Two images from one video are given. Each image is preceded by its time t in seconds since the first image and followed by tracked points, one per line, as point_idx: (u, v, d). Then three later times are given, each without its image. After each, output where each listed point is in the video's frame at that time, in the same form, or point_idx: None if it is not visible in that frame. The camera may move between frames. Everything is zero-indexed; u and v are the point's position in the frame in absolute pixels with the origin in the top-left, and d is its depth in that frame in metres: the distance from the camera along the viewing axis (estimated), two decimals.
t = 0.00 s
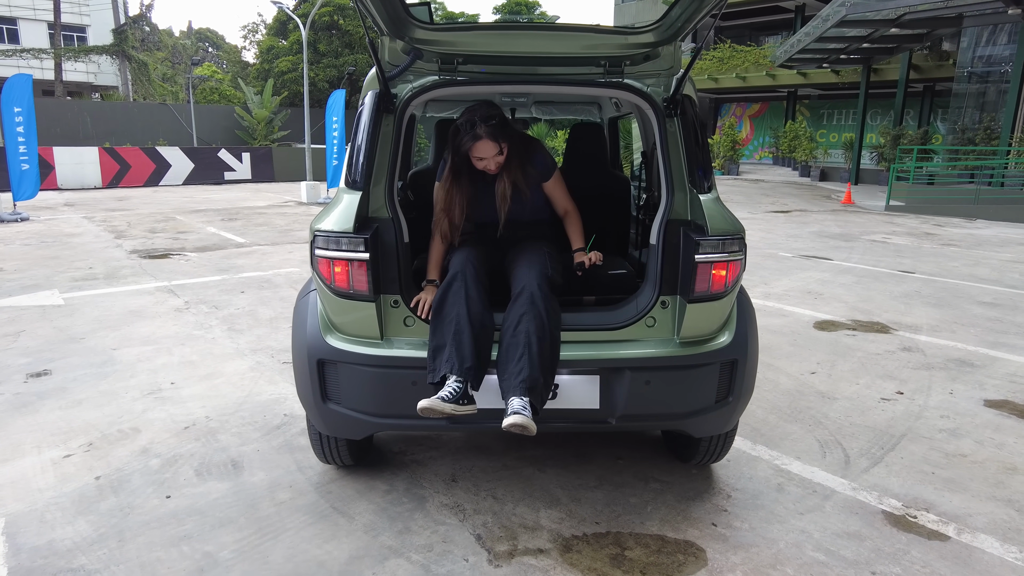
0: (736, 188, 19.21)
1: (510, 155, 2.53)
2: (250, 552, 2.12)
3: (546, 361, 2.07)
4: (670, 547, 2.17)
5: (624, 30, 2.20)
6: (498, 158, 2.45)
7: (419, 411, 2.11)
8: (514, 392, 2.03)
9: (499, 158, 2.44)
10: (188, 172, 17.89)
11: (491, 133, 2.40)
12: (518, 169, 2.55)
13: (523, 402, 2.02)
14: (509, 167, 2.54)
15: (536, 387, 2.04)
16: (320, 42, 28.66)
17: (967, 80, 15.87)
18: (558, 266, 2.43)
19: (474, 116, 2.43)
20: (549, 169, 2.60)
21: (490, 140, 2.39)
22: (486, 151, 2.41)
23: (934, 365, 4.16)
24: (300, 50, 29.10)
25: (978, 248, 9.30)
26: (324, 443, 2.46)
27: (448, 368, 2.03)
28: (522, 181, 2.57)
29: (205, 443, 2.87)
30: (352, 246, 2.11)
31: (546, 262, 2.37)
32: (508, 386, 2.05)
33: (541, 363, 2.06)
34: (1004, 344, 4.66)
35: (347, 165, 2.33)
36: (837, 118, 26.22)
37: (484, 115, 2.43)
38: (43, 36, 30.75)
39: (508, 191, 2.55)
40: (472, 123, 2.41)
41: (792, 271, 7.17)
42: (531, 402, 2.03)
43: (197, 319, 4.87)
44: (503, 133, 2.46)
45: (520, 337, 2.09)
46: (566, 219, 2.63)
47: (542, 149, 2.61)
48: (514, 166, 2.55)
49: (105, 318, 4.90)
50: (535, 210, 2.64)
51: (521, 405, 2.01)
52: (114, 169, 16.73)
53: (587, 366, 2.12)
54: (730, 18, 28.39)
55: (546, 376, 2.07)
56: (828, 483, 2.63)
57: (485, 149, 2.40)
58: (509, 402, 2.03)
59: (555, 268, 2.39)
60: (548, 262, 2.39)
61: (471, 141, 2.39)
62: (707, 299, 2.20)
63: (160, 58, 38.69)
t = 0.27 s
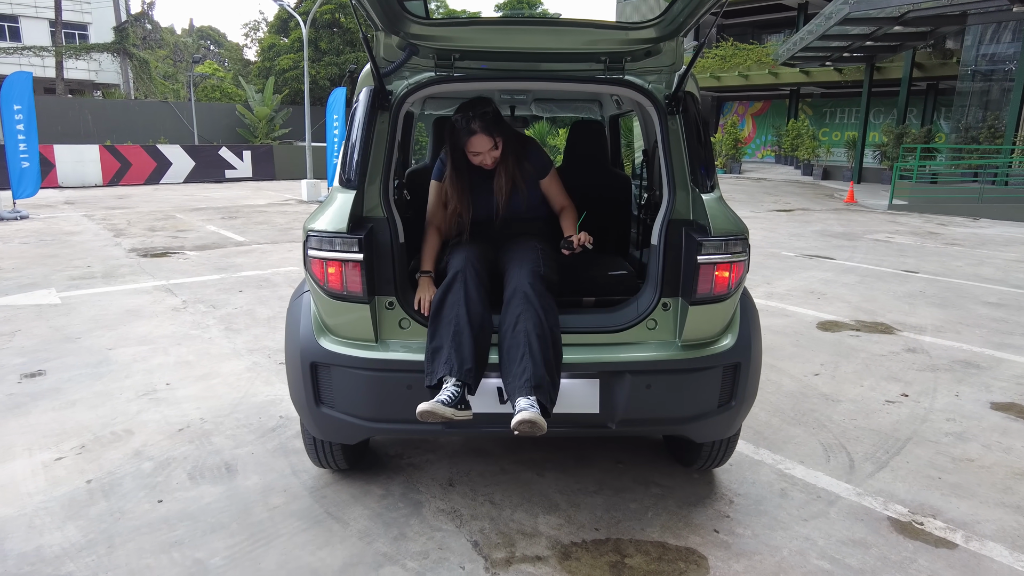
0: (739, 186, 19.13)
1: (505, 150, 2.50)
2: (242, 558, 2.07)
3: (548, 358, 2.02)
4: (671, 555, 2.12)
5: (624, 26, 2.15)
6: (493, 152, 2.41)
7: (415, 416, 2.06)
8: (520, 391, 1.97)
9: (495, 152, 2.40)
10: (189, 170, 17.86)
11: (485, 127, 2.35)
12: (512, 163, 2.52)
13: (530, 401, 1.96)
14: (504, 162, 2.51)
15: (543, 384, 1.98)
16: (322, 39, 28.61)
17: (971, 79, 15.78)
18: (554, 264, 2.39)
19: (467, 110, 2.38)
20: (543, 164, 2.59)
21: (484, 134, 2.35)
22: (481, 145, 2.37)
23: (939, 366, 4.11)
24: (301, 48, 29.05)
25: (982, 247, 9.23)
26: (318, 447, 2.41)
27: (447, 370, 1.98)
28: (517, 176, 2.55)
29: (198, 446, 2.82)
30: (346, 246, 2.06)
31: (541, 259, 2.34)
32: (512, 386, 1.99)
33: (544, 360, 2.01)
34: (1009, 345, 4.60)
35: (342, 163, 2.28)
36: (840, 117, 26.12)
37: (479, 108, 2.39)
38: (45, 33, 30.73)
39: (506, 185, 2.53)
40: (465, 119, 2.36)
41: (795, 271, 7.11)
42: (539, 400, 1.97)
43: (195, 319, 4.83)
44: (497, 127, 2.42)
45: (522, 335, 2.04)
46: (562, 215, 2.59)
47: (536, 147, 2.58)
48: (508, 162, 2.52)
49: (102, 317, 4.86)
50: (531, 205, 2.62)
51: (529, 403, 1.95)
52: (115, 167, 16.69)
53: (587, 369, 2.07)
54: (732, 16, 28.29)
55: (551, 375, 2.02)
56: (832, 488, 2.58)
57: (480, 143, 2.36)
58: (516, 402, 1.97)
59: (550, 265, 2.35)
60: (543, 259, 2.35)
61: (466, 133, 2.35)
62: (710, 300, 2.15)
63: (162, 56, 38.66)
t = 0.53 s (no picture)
0: (741, 186, 19.06)
1: (503, 144, 2.44)
2: (236, 571, 2.01)
3: (549, 365, 1.96)
4: (679, 568, 2.06)
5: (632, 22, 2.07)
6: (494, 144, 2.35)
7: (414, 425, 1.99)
8: (521, 399, 1.90)
9: (494, 145, 2.34)
10: (190, 168, 17.81)
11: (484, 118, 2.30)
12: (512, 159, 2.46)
13: (532, 410, 1.89)
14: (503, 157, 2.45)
15: (543, 392, 1.92)
16: (323, 38, 28.57)
17: (975, 77, 15.62)
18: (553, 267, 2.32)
19: (467, 101, 2.33)
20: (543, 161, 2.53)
21: (483, 125, 2.30)
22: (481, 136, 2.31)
23: (950, 370, 4.03)
24: (302, 46, 29.00)
25: (988, 247, 9.14)
26: (315, 455, 2.34)
27: (446, 378, 1.91)
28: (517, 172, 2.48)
29: (193, 453, 2.76)
30: (343, 249, 1.99)
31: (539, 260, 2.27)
32: (514, 393, 1.93)
33: (545, 367, 1.95)
34: (1020, 348, 4.53)
35: (339, 162, 2.21)
36: (843, 116, 26.02)
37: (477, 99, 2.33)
38: (46, 31, 30.71)
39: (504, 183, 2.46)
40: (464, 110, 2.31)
41: (800, 271, 7.04)
42: (540, 408, 1.90)
43: (193, 320, 4.77)
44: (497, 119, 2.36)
45: (522, 340, 1.98)
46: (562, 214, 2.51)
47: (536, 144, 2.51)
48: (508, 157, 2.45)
49: (99, 318, 4.80)
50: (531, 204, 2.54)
51: (530, 413, 1.88)
52: (116, 165, 16.65)
53: (593, 377, 2.00)
54: (735, 15, 28.20)
55: (553, 382, 1.95)
56: (844, 498, 2.51)
57: (480, 135, 2.30)
58: (518, 411, 1.90)
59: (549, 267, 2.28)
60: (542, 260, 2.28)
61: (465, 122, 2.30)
62: (719, 306, 2.08)
63: (164, 54, 38.64)
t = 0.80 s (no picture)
0: (744, 185, 18.97)
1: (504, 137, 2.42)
2: None
3: (547, 365, 1.91)
4: None
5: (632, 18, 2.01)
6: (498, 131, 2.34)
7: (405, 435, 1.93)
8: (521, 401, 1.84)
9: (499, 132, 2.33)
10: (191, 168, 17.77)
11: (493, 104, 2.31)
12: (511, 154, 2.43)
13: (532, 414, 1.83)
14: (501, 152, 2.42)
15: (543, 392, 1.86)
16: (325, 37, 28.53)
17: (979, 77, 15.49)
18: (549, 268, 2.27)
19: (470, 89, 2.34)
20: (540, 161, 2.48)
21: (491, 109, 2.31)
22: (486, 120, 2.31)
23: (956, 375, 3.96)
24: (304, 45, 28.97)
25: (993, 248, 9.05)
26: (305, 464, 2.28)
27: (440, 386, 1.84)
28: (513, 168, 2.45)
29: (182, 460, 2.70)
30: (331, 253, 1.93)
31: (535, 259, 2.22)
32: (513, 396, 1.87)
33: (543, 367, 1.89)
34: None
35: (328, 161, 2.13)
36: (846, 115, 25.90)
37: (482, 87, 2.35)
38: (48, 30, 30.71)
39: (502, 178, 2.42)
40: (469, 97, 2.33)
41: (803, 273, 6.96)
42: (541, 409, 1.84)
43: (188, 322, 4.71)
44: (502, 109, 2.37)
45: (520, 340, 1.92)
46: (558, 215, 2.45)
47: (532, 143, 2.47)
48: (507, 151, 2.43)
49: (93, 320, 4.74)
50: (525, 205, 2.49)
51: (530, 416, 1.82)
52: (116, 164, 16.61)
53: (590, 386, 1.93)
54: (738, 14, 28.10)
55: (552, 383, 1.89)
56: (848, 509, 2.44)
57: (487, 117, 2.30)
58: (516, 415, 1.84)
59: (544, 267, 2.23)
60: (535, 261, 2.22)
61: (471, 106, 2.31)
62: (720, 312, 2.01)
63: (166, 53, 38.62)
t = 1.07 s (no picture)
0: (746, 185, 18.87)
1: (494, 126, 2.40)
2: None
3: (531, 358, 1.87)
4: None
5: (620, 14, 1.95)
6: (489, 114, 2.32)
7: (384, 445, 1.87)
8: (503, 398, 1.80)
9: (491, 112, 2.31)
10: (192, 168, 17.74)
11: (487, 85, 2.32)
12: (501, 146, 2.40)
13: (516, 414, 1.79)
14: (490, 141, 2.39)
15: (526, 384, 1.82)
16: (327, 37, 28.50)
17: (984, 76, 15.38)
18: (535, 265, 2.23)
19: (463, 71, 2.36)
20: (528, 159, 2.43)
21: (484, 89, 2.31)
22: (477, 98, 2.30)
23: (958, 379, 3.88)
24: (306, 45, 28.95)
25: (998, 249, 8.95)
26: (285, 474, 2.22)
27: (418, 396, 1.79)
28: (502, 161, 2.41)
29: (164, 467, 2.64)
30: (307, 258, 1.87)
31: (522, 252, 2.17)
32: (496, 393, 1.82)
33: (527, 360, 1.85)
34: None
35: (305, 161, 2.06)
36: (850, 114, 25.77)
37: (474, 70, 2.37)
38: (51, 31, 30.73)
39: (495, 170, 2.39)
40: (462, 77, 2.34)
41: (804, 274, 6.88)
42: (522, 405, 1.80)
43: (179, 325, 4.65)
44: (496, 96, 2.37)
45: (504, 335, 1.88)
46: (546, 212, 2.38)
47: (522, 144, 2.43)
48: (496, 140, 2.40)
49: (84, 323, 4.69)
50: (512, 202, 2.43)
51: (514, 418, 1.78)
52: (117, 165, 16.60)
53: (576, 395, 1.87)
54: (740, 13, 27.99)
55: (536, 379, 1.85)
56: (845, 519, 2.37)
57: (478, 94, 2.29)
58: (501, 417, 1.80)
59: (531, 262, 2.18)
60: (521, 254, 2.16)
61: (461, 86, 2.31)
62: (711, 318, 1.94)
63: (168, 53, 38.64)
